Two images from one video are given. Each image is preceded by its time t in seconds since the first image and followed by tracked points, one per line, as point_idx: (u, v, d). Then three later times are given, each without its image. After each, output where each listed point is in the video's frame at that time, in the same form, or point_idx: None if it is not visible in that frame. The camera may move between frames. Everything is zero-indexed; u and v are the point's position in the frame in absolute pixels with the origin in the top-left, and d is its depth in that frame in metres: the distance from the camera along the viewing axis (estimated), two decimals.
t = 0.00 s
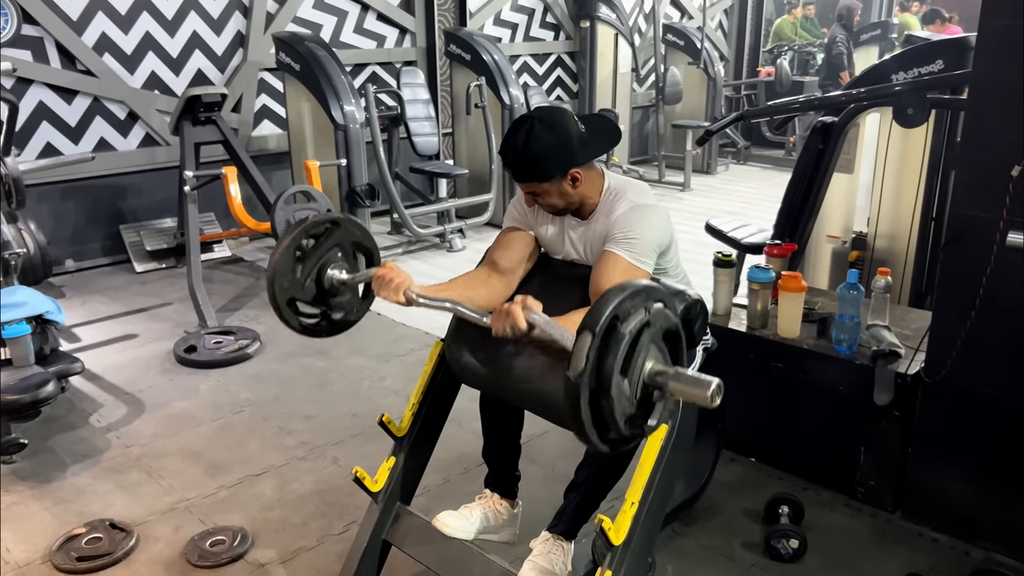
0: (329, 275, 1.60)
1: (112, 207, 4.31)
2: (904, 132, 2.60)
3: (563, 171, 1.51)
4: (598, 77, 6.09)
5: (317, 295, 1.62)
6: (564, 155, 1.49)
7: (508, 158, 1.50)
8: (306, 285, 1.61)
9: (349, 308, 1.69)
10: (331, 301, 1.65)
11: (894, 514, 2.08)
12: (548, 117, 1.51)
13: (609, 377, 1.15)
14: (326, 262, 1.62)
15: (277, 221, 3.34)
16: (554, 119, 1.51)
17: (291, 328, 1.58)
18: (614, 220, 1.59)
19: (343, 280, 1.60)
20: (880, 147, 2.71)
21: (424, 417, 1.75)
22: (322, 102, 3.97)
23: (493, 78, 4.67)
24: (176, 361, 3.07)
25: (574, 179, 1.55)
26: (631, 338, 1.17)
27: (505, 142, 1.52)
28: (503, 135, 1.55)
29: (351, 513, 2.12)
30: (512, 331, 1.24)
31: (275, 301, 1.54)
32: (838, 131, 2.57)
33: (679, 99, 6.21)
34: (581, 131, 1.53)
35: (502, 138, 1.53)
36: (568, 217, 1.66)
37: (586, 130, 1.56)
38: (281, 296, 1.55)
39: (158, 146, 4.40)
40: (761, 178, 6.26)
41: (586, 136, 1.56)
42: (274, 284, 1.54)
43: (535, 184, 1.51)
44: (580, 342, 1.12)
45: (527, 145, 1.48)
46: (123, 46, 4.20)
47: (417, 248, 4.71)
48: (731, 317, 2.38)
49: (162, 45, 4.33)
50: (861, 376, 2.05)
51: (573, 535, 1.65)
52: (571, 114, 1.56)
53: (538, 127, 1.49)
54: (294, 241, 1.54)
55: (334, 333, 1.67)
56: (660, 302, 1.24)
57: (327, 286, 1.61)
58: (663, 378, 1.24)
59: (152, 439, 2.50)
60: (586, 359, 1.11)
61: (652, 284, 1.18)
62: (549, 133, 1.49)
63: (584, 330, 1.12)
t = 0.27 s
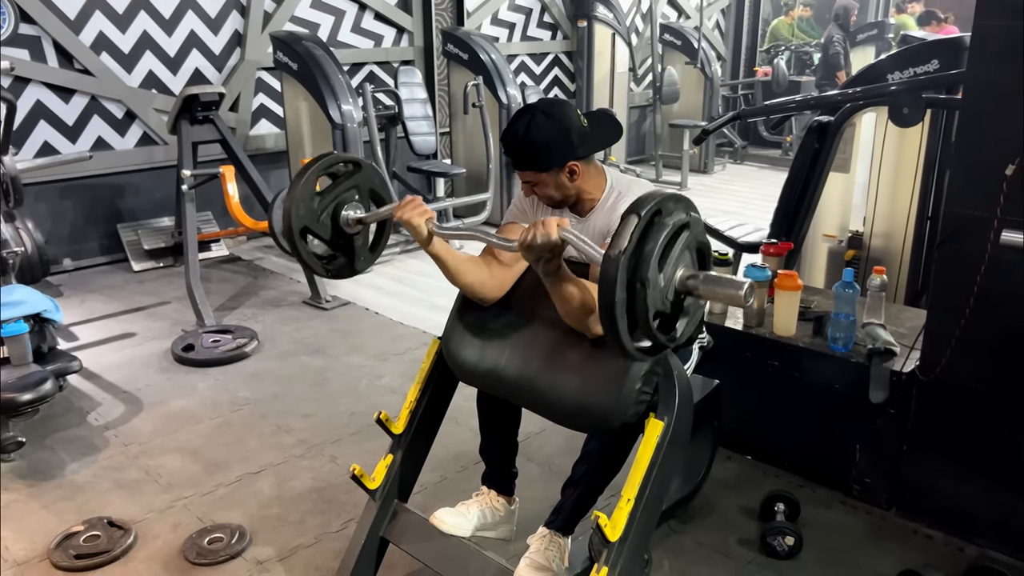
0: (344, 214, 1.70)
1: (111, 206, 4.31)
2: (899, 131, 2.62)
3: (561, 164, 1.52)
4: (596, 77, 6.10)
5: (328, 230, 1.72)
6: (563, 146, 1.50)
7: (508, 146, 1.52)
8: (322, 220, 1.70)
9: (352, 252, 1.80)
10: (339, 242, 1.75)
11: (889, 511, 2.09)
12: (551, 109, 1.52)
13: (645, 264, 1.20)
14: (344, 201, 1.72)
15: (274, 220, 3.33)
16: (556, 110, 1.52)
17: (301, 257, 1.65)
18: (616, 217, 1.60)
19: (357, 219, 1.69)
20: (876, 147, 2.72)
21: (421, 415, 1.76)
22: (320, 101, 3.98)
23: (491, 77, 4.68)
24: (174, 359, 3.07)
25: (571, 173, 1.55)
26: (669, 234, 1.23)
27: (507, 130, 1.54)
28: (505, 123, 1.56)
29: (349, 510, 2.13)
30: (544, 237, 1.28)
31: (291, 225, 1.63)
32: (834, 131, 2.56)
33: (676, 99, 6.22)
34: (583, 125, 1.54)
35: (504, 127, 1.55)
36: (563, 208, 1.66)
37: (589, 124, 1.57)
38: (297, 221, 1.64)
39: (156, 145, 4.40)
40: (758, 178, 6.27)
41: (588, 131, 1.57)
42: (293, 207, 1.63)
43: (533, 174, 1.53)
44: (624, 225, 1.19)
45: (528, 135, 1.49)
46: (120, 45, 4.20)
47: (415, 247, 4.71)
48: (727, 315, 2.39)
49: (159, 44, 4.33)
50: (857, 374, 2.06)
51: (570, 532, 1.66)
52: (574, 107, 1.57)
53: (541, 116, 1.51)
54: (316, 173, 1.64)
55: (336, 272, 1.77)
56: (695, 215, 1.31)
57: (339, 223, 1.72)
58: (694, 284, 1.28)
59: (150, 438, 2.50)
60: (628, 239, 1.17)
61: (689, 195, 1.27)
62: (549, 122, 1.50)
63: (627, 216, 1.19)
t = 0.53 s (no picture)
0: (367, 181, 1.76)
1: (107, 205, 4.30)
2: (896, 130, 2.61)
3: (562, 164, 1.52)
4: (592, 76, 6.10)
5: (349, 195, 1.76)
6: (568, 145, 1.51)
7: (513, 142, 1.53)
8: (346, 180, 1.75)
9: (366, 226, 1.84)
10: (356, 209, 1.80)
11: (886, 509, 2.09)
12: (558, 106, 1.52)
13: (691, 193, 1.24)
14: (369, 170, 1.78)
15: (271, 219, 3.32)
16: (562, 108, 1.52)
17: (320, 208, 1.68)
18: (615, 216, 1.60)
19: (378, 186, 1.76)
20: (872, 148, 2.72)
21: (418, 414, 1.75)
22: (316, 100, 3.97)
23: (488, 76, 4.68)
24: (170, 359, 3.06)
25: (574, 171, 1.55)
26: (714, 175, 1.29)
27: (513, 125, 1.54)
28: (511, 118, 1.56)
29: (345, 509, 2.12)
30: (580, 188, 1.23)
31: (318, 175, 1.69)
32: (831, 130, 2.57)
33: (673, 98, 6.22)
34: (587, 125, 1.55)
35: (511, 121, 1.55)
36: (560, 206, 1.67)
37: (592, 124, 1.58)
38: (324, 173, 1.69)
39: (152, 144, 4.39)
40: (755, 178, 6.27)
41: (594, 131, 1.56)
42: (323, 158, 1.69)
43: (535, 173, 1.54)
44: (678, 154, 1.26)
45: (532, 134, 1.50)
46: (116, 43, 4.19)
47: (412, 246, 4.71)
48: (724, 314, 2.39)
49: (155, 42, 4.32)
50: (853, 373, 2.07)
51: (567, 531, 1.65)
52: (578, 106, 1.57)
53: (547, 112, 1.51)
54: (351, 132, 1.72)
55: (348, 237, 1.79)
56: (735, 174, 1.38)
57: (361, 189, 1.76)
58: (730, 230, 1.32)
59: (146, 437, 2.50)
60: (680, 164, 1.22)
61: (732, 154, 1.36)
62: (556, 119, 1.50)
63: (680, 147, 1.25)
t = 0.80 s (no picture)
0: (389, 161, 1.78)
1: (103, 204, 4.29)
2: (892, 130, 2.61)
3: (582, 152, 1.53)
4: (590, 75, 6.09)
5: (369, 171, 1.78)
6: (587, 135, 1.52)
7: (535, 131, 1.51)
8: (369, 156, 1.77)
9: (380, 208, 1.84)
10: (374, 188, 1.81)
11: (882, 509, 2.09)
12: (573, 97, 1.54)
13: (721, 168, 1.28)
14: (392, 151, 1.81)
15: (268, 219, 3.32)
16: (578, 99, 1.54)
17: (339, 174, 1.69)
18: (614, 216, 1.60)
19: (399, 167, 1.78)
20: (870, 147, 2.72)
21: (415, 413, 1.75)
22: (313, 98, 3.96)
23: (485, 75, 4.67)
24: (167, 358, 3.06)
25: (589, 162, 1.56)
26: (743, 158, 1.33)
27: (529, 115, 1.53)
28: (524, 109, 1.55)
29: (342, 509, 2.12)
30: (606, 166, 1.28)
31: (342, 143, 1.70)
32: (828, 129, 2.56)
33: (671, 97, 6.23)
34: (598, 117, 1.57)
35: (525, 111, 1.54)
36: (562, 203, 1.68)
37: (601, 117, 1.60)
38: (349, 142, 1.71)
39: (149, 143, 4.39)
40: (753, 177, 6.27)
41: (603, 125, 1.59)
42: (350, 127, 1.71)
43: (557, 162, 1.52)
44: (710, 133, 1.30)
45: (555, 121, 1.50)
46: (113, 42, 4.18)
47: (409, 245, 4.71)
48: (721, 313, 2.39)
49: (152, 41, 4.31)
50: (850, 372, 2.07)
51: (564, 531, 1.65)
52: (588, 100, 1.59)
53: (564, 103, 1.51)
54: (381, 112, 1.76)
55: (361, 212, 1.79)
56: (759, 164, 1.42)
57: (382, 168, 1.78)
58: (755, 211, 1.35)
59: (143, 436, 2.49)
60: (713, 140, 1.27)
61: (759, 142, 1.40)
62: (576, 109, 1.51)
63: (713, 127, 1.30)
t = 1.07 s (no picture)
0: (400, 153, 1.77)
1: (102, 202, 4.29)
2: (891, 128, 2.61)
3: (585, 151, 1.53)
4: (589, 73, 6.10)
5: (381, 161, 1.77)
6: (590, 132, 1.53)
7: (539, 132, 1.51)
8: (382, 146, 1.77)
9: (389, 200, 1.83)
10: (385, 181, 1.80)
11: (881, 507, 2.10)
12: (573, 95, 1.54)
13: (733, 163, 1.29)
14: (405, 145, 1.81)
15: (266, 218, 3.33)
16: (578, 97, 1.54)
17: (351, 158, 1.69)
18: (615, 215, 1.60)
19: (410, 160, 1.77)
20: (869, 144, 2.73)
21: (414, 411, 1.75)
22: (312, 96, 3.96)
23: (484, 73, 4.67)
24: (166, 356, 3.06)
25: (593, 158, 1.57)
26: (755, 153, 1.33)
27: (531, 115, 1.53)
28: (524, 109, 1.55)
29: (341, 507, 2.12)
30: (617, 161, 1.34)
31: (356, 129, 1.71)
32: (827, 128, 2.56)
33: (670, 96, 6.22)
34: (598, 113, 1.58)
35: (527, 112, 1.54)
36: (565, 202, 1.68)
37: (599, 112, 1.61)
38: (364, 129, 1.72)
39: (147, 141, 4.38)
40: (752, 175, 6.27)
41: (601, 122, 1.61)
42: (366, 114, 1.72)
43: (561, 162, 1.53)
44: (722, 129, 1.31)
45: (558, 120, 1.51)
46: (111, 40, 4.17)
47: (408, 243, 4.71)
48: (720, 312, 2.39)
49: (151, 39, 4.30)
50: (849, 371, 2.07)
51: (564, 529, 1.65)
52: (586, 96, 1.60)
53: (565, 102, 1.52)
54: (395, 104, 1.78)
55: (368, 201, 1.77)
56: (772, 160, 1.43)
57: (393, 159, 1.77)
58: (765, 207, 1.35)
59: (142, 435, 2.49)
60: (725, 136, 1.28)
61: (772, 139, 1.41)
62: (578, 108, 1.52)
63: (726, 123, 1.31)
